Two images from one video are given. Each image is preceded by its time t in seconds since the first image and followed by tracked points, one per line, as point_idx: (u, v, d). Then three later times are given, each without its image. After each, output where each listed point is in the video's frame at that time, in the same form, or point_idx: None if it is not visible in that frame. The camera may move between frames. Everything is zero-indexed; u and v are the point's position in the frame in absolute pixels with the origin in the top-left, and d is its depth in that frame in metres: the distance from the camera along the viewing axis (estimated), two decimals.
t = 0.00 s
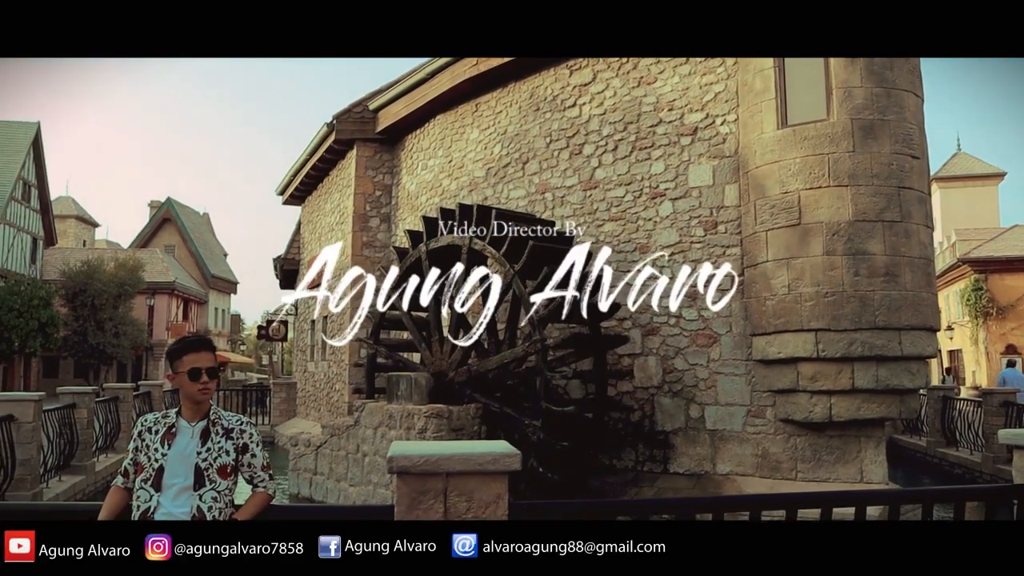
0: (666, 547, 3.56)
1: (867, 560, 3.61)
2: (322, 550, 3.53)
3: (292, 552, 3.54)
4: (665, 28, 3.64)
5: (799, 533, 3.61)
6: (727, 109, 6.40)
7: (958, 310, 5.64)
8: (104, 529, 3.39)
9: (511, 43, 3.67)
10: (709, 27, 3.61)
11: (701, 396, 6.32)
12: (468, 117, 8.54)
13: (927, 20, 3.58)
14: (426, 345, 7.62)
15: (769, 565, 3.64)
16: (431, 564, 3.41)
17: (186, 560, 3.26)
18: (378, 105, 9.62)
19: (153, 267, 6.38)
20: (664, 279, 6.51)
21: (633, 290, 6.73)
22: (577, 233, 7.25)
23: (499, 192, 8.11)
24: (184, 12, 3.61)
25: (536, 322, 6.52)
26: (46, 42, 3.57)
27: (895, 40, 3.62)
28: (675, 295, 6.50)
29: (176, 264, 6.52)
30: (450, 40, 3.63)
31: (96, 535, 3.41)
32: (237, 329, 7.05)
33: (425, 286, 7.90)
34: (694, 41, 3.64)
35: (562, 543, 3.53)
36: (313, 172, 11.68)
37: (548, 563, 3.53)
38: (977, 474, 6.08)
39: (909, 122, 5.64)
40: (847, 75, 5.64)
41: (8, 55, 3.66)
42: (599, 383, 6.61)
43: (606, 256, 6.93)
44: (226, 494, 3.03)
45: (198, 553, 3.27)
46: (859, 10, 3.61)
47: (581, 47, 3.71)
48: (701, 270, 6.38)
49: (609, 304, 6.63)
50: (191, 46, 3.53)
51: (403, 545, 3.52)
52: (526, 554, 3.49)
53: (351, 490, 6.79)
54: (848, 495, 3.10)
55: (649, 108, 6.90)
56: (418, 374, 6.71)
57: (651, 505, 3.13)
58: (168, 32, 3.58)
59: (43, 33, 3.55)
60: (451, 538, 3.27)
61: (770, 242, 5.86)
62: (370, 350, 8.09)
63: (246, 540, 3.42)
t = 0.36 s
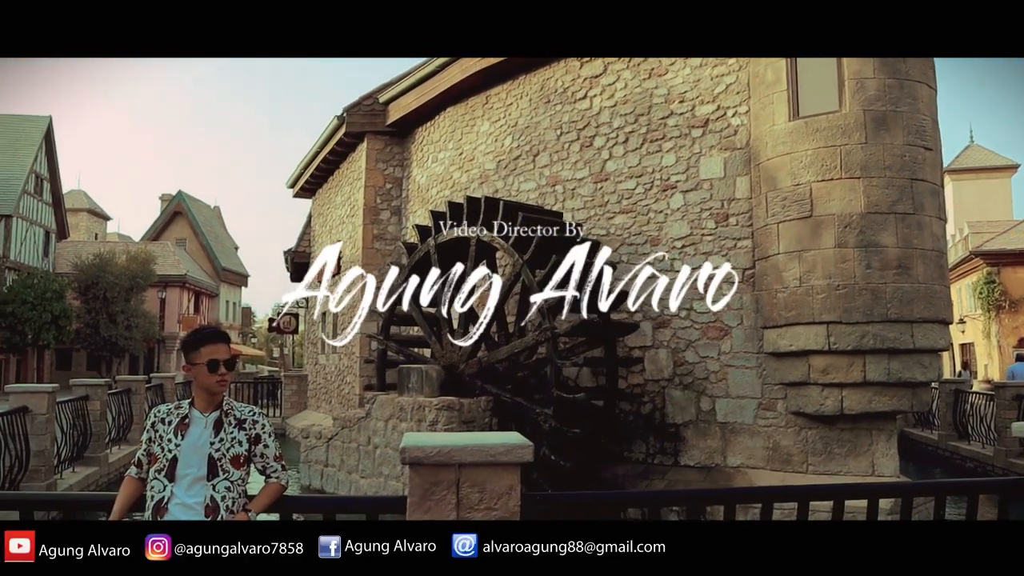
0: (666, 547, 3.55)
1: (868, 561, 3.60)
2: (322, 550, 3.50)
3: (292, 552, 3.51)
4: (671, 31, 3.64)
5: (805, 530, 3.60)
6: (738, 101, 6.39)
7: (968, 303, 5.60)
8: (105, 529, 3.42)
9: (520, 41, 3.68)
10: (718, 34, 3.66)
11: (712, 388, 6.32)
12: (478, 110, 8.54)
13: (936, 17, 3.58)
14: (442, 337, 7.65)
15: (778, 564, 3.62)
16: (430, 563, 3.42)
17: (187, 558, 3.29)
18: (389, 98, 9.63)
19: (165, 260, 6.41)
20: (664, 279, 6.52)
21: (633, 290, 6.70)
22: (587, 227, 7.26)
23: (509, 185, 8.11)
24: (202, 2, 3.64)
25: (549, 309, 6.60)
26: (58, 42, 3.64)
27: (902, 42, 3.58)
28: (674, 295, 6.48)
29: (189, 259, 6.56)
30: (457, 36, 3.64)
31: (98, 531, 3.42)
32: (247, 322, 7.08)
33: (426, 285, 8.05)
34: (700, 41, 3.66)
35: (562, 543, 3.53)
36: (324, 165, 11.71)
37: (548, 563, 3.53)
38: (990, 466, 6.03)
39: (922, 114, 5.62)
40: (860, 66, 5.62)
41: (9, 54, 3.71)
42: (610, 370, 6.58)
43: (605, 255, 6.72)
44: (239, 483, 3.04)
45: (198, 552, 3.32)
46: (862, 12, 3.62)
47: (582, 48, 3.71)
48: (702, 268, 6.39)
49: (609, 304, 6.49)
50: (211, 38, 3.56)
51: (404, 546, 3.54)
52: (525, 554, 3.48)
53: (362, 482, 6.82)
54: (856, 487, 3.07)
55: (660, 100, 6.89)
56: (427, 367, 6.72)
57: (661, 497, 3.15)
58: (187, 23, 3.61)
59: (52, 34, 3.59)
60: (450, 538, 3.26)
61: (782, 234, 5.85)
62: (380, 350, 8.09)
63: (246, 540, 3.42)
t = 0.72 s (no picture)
0: (666, 547, 3.51)
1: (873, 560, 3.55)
2: (322, 550, 3.48)
3: (292, 552, 3.46)
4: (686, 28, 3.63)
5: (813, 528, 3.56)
6: (750, 94, 6.38)
7: (981, 298, 5.54)
8: (104, 529, 3.39)
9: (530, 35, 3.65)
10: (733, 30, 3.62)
11: (723, 382, 6.33)
12: (489, 103, 8.56)
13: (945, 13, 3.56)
14: (446, 333, 7.80)
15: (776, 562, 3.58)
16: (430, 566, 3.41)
17: (188, 559, 3.23)
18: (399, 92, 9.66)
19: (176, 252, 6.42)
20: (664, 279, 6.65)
21: (633, 290, 6.74)
22: (599, 220, 7.33)
23: (520, 178, 8.16)
24: None
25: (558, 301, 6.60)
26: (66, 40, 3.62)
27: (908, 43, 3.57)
28: (674, 295, 6.68)
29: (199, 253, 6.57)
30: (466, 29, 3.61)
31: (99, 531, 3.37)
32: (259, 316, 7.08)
33: (426, 285, 8.22)
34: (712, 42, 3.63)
35: (562, 543, 3.47)
36: (334, 159, 11.74)
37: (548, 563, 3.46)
38: (1004, 461, 6.01)
39: (935, 106, 5.58)
40: (872, 59, 5.58)
41: (9, 56, 3.67)
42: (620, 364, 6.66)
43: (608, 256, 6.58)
44: (252, 475, 3.02)
45: (198, 553, 3.23)
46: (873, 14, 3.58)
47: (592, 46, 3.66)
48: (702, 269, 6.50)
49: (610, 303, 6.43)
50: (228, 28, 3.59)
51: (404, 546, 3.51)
52: (525, 554, 3.39)
53: (372, 475, 6.85)
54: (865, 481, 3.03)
55: (671, 93, 6.88)
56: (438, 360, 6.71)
57: (671, 491, 3.14)
58: (199, 14, 3.61)
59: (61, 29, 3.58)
60: (450, 537, 3.27)
61: (793, 228, 5.85)
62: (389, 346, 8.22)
63: (246, 539, 3.31)
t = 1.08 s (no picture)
0: (666, 547, 3.38)
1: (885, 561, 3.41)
2: (322, 550, 3.35)
3: (292, 552, 3.35)
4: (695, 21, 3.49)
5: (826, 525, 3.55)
6: (762, 86, 6.37)
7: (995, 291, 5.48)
8: (106, 528, 3.30)
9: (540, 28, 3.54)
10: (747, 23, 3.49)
11: (735, 375, 6.34)
12: (500, 97, 8.57)
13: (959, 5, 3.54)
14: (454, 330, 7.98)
15: (780, 563, 3.43)
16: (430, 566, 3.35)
17: (189, 559, 3.18)
18: (409, 86, 9.65)
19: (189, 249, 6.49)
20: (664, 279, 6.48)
21: (633, 289, 6.56)
22: (610, 214, 7.33)
23: (531, 172, 8.16)
24: None
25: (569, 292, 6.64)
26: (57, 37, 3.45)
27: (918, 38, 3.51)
28: (674, 295, 6.64)
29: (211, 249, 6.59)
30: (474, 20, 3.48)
31: (101, 530, 3.30)
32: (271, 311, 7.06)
33: (426, 286, 8.23)
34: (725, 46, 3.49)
35: (562, 543, 3.33)
36: (345, 154, 11.75)
37: (548, 563, 3.34)
38: (1017, 456, 5.97)
39: (949, 98, 5.54)
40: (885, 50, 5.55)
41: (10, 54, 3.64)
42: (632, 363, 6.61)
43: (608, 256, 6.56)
44: (266, 466, 2.99)
45: (199, 552, 3.19)
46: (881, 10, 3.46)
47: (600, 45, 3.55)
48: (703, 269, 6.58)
49: (610, 303, 6.42)
50: (236, 14, 3.51)
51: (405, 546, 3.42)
52: (526, 554, 3.31)
53: (384, 469, 6.88)
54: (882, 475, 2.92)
55: (682, 86, 6.86)
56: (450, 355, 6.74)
57: (684, 483, 3.13)
58: None
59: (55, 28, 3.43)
60: (450, 537, 3.23)
61: (805, 220, 5.84)
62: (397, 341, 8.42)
63: (245, 540, 3.17)
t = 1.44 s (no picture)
0: (666, 547, 3.46)
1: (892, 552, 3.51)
2: (322, 550, 3.37)
3: (292, 552, 3.36)
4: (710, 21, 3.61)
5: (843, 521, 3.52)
6: (774, 80, 6.36)
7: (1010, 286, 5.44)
8: (103, 528, 3.32)
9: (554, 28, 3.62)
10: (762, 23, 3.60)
11: (747, 370, 6.37)
12: (510, 92, 8.57)
13: None
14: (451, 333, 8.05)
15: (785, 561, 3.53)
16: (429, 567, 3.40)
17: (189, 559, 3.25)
18: (420, 82, 9.67)
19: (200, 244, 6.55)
20: (665, 279, 6.50)
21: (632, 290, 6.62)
22: (622, 208, 7.34)
23: (542, 167, 8.17)
24: None
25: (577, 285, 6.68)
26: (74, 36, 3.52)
27: (931, 32, 3.49)
28: (674, 295, 6.71)
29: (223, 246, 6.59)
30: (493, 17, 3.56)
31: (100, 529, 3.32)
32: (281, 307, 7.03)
33: (426, 286, 8.37)
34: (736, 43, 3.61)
35: (562, 542, 3.34)
36: (356, 150, 11.79)
37: (547, 562, 3.36)
38: None
39: (964, 90, 5.50)
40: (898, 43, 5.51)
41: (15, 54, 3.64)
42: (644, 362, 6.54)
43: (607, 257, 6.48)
44: (281, 459, 2.99)
45: (199, 553, 3.24)
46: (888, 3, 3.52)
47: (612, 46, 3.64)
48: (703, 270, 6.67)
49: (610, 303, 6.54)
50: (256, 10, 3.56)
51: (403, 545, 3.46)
52: (525, 554, 3.31)
53: (396, 463, 6.92)
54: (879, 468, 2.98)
55: (694, 80, 6.85)
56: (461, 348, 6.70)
57: (699, 478, 3.11)
58: None
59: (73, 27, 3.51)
60: (450, 537, 3.24)
61: (817, 215, 5.84)
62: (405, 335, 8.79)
63: (246, 540, 3.16)
